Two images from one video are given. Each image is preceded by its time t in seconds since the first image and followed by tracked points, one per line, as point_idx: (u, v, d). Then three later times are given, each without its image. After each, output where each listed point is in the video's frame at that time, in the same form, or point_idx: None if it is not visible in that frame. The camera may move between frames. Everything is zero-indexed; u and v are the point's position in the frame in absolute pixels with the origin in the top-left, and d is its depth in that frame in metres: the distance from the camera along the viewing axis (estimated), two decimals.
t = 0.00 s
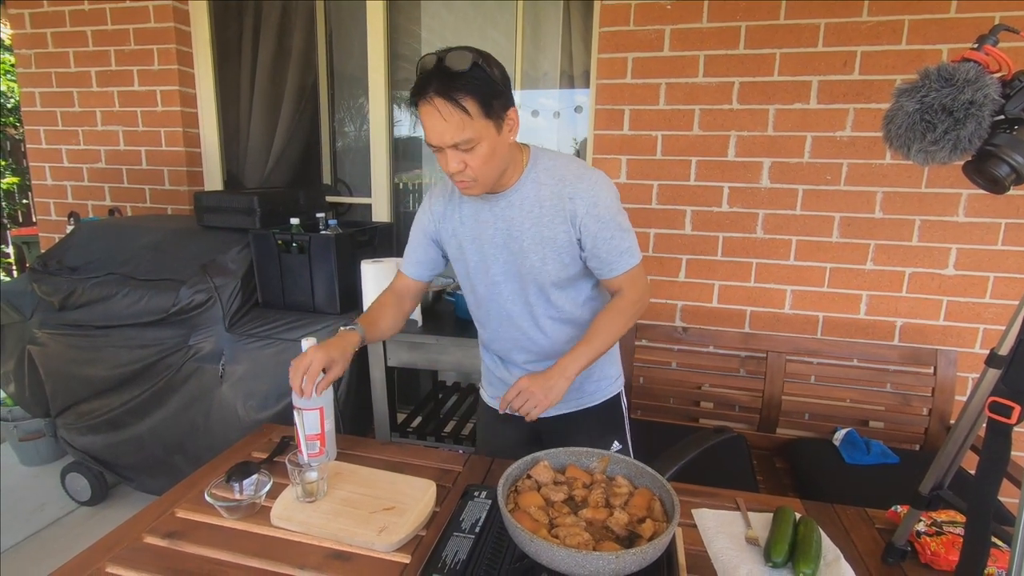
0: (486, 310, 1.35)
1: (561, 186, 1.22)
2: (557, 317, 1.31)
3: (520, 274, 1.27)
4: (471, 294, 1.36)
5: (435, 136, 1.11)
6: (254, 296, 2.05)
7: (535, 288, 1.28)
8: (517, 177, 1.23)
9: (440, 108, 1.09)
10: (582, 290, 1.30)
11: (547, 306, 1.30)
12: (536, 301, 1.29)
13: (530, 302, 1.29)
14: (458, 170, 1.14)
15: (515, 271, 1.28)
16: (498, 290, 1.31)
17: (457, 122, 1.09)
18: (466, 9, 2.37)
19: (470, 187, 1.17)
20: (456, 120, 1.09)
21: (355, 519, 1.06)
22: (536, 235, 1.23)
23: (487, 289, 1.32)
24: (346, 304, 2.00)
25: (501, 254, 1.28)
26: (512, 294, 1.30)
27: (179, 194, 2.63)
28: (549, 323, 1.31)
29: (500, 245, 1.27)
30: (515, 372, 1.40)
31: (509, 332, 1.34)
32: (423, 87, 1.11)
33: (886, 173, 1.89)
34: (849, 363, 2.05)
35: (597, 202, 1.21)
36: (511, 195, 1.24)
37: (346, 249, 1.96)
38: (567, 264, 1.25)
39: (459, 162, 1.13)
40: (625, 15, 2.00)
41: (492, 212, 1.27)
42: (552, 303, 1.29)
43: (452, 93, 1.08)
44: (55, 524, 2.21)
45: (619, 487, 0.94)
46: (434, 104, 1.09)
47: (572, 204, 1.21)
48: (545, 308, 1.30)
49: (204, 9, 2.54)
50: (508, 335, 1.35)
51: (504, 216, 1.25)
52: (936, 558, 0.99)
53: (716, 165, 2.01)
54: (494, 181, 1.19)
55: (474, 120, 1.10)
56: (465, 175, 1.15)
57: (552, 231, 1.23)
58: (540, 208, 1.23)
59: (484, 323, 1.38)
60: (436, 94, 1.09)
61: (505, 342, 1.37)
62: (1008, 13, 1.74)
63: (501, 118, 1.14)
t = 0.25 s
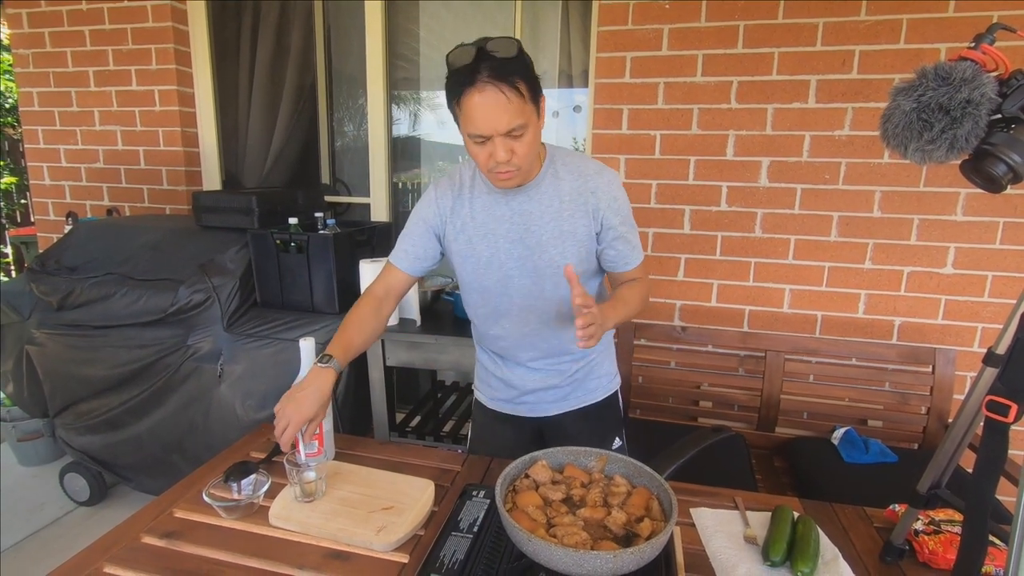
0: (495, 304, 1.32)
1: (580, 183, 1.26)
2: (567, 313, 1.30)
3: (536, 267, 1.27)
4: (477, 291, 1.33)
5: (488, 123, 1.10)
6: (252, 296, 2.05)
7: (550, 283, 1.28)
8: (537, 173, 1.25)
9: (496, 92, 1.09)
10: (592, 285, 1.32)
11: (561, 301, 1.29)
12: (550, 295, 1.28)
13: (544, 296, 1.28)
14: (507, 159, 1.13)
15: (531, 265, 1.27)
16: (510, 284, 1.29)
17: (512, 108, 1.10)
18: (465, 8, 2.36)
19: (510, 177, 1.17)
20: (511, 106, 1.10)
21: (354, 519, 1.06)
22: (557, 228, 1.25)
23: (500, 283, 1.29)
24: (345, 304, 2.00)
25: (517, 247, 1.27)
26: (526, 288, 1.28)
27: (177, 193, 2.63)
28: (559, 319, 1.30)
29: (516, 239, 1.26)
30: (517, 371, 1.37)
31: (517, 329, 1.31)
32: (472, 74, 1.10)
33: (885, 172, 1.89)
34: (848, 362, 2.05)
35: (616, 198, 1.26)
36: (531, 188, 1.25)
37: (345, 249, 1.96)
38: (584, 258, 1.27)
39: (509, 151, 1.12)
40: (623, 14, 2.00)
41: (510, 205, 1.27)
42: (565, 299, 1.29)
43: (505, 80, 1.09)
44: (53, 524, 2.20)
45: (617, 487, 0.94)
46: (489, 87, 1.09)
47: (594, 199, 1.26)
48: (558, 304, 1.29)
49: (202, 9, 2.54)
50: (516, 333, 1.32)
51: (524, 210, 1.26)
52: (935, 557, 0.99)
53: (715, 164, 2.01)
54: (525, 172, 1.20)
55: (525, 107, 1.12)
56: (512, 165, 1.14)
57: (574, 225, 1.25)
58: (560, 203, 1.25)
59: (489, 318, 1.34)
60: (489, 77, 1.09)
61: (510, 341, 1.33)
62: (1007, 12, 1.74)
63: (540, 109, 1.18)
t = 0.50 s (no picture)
0: (501, 299, 1.31)
1: (589, 177, 1.28)
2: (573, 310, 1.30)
3: (545, 261, 1.26)
4: (482, 286, 1.32)
5: (508, 107, 1.10)
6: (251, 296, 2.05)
7: (559, 278, 1.27)
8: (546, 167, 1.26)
9: (519, 79, 1.09)
10: (598, 280, 1.33)
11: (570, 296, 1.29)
12: (559, 290, 1.28)
13: (553, 290, 1.28)
14: (521, 146, 1.13)
15: (540, 259, 1.26)
16: (518, 278, 1.28)
17: (533, 95, 1.10)
18: (463, 8, 2.36)
19: (523, 167, 1.17)
20: (533, 93, 1.10)
21: (353, 519, 1.06)
22: (567, 222, 1.25)
23: (507, 277, 1.28)
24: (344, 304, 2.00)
25: (525, 241, 1.26)
26: (534, 283, 1.28)
27: (175, 193, 2.62)
28: (566, 314, 1.30)
29: (524, 233, 1.26)
30: (521, 369, 1.37)
31: (523, 325, 1.31)
32: (498, 57, 1.11)
33: (883, 171, 1.89)
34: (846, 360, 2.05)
35: (625, 192, 1.28)
36: (540, 182, 1.26)
37: (343, 249, 1.96)
38: (593, 252, 1.28)
39: (525, 138, 1.12)
40: (621, 13, 2.00)
41: (518, 198, 1.26)
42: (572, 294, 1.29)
43: (529, 67, 1.11)
44: (52, 525, 2.20)
45: (616, 485, 0.95)
46: (512, 74, 1.09)
47: (603, 192, 1.27)
48: (565, 299, 1.28)
49: (200, 8, 2.54)
50: (522, 329, 1.31)
51: (532, 203, 1.26)
52: (932, 554, 0.99)
53: (713, 163, 2.01)
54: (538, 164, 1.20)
55: (546, 98, 1.13)
56: (525, 153, 1.14)
57: (583, 218, 1.26)
58: (569, 197, 1.26)
59: (495, 315, 1.33)
60: (513, 63, 1.10)
61: (514, 338, 1.33)
62: (1004, 10, 1.74)
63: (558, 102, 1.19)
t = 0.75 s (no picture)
0: (518, 294, 1.30)
1: (609, 170, 1.27)
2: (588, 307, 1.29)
3: (564, 256, 1.26)
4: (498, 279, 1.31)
5: (544, 100, 1.09)
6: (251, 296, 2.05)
7: (579, 274, 1.27)
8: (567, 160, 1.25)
9: (556, 73, 1.08)
10: (616, 277, 1.33)
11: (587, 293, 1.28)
12: (577, 286, 1.27)
13: (571, 286, 1.27)
14: (551, 141, 1.11)
15: (558, 254, 1.26)
16: (535, 273, 1.28)
17: (569, 91, 1.09)
18: (462, 7, 2.37)
19: (548, 163, 1.15)
20: (568, 88, 1.09)
21: (356, 517, 1.07)
22: (587, 217, 1.25)
23: (524, 272, 1.28)
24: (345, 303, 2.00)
25: (545, 236, 1.26)
26: (552, 278, 1.27)
27: (174, 194, 2.62)
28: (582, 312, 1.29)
29: (541, 227, 1.26)
30: (532, 368, 1.36)
31: (537, 321, 1.30)
32: (537, 48, 1.10)
33: (881, 170, 1.90)
34: (845, 358, 2.06)
35: (648, 189, 1.27)
36: (562, 176, 1.25)
37: (344, 249, 1.96)
38: (612, 248, 1.27)
39: (556, 133, 1.11)
40: (620, 12, 2.01)
41: (538, 192, 1.26)
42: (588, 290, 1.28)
43: (567, 62, 1.10)
44: (53, 526, 2.20)
45: (618, 482, 0.95)
46: (549, 66, 1.08)
47: (625, 188, 1.26)
48: (584, 296, 1.28)
49: (199, 8, 2.54)
50: (536, 325, 1.31)
51: (553, 198, 1.25)
52: (931, 550, 1.00)
53: (712, 162, 2.02)
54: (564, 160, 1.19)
55: (580, 93, 1.12)
56: (553, 149, 1.12)
57: (604, 214, 1.25)
58: (589, 191, 1.25)
59: (510, 310, 1.32)
60: (551, 56, 1.09)
61: (527, 334, 1.32)
62: (1001, 10, 1.75)
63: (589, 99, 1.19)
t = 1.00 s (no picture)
0: (543, 297, 1.30)
1: (650, 182, 1.27)
2: (613, 318, 1.29)
3: (592, 263, 1.26)
4: (526, 281, 1.32)
5: (586, 99, 1.08)
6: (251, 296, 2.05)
7: (607, 282, 1.27)
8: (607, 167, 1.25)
9: (601, 72, 1.08)
10: (646, 289, 1.33)
11: (613, 302, 1.28)
12: (603, 294, 1.28)
13: (597, 294, 1.28)
14: (590, 142, 1.12)
15: (587, 261, 1.26)
16: (562, 277, 1.28)
17: (613, 91, 1.09)
18: (460, 8, 2.37)
19: (587, 163, 1.16)
20: (611, 89, 1.09)
21: (357, 517, 1.07)
22: (619, 226, 1.25)
23: (551, 275, 1.28)
24: (344, 304, 2.00)
25: (575, 241, 1.26)
26: (578, 283, 1.28)
27: (172, 194, 2.62)
28: (607, 321, 1.29)
29: (574, 233, 1.26)
30: (552, 373, 1.36)
31: (561, 327, 1.30)
32: (583, 46, 1.09)
33: (878, 170, 1.91)
34: (843, 357, 2.07)
35: (683, 205, 1.27)
36: (598, 182, 1.25)
37: (343, 249, 1.97)
38: (643, 259, 1.27)
39: (596, 134, 1.12)
40: (618, 13, 2.02)
41: (573, 196, 1.26)
42: (617, 300, 1.29)
43: (612, 62, 1.09)
44: (53, 527, 2.20)
45: (619, 480, 0.96)
46: (595, 64, 1.08)
47: (661, 202, 1.26)
48: (610, 304, 1.28)
49: (198, 9, 2.54)
50: (559, 330, 1.31)
51: (586, 203, 1.26)
52: (929, 546, 1.00)
53: (711, 163, 2.03)
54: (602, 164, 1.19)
55: (623, 95, 1.11)
56: (593, 149, 1.13)
57: (636, 225, 1.25)
58: (626, 200, 1.26)
59: (534, 312, 1.32)
60: (598, 55, 1.08)
61: (550, 339, 1.32)
62: (997, 10, 1.76)
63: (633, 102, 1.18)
